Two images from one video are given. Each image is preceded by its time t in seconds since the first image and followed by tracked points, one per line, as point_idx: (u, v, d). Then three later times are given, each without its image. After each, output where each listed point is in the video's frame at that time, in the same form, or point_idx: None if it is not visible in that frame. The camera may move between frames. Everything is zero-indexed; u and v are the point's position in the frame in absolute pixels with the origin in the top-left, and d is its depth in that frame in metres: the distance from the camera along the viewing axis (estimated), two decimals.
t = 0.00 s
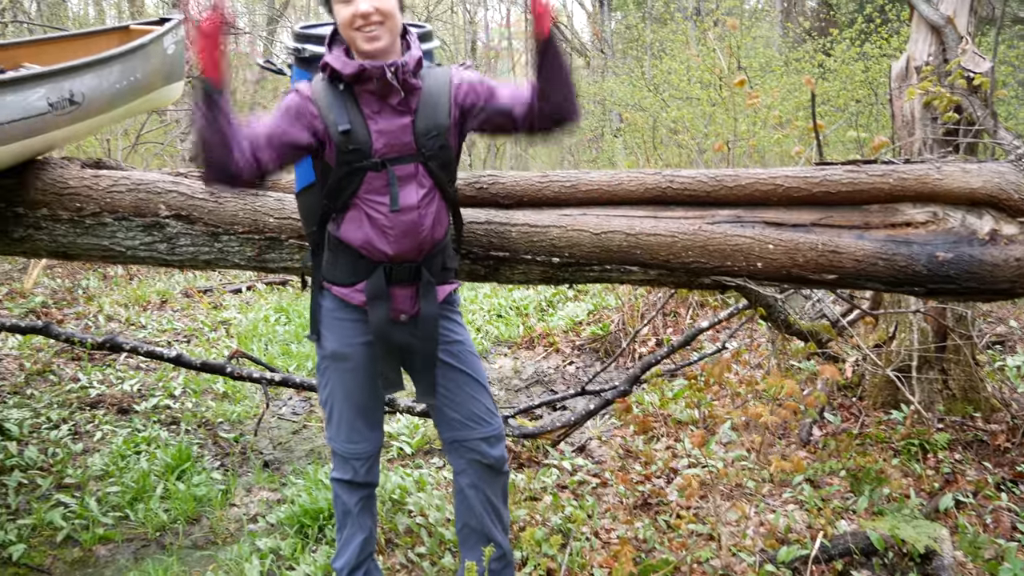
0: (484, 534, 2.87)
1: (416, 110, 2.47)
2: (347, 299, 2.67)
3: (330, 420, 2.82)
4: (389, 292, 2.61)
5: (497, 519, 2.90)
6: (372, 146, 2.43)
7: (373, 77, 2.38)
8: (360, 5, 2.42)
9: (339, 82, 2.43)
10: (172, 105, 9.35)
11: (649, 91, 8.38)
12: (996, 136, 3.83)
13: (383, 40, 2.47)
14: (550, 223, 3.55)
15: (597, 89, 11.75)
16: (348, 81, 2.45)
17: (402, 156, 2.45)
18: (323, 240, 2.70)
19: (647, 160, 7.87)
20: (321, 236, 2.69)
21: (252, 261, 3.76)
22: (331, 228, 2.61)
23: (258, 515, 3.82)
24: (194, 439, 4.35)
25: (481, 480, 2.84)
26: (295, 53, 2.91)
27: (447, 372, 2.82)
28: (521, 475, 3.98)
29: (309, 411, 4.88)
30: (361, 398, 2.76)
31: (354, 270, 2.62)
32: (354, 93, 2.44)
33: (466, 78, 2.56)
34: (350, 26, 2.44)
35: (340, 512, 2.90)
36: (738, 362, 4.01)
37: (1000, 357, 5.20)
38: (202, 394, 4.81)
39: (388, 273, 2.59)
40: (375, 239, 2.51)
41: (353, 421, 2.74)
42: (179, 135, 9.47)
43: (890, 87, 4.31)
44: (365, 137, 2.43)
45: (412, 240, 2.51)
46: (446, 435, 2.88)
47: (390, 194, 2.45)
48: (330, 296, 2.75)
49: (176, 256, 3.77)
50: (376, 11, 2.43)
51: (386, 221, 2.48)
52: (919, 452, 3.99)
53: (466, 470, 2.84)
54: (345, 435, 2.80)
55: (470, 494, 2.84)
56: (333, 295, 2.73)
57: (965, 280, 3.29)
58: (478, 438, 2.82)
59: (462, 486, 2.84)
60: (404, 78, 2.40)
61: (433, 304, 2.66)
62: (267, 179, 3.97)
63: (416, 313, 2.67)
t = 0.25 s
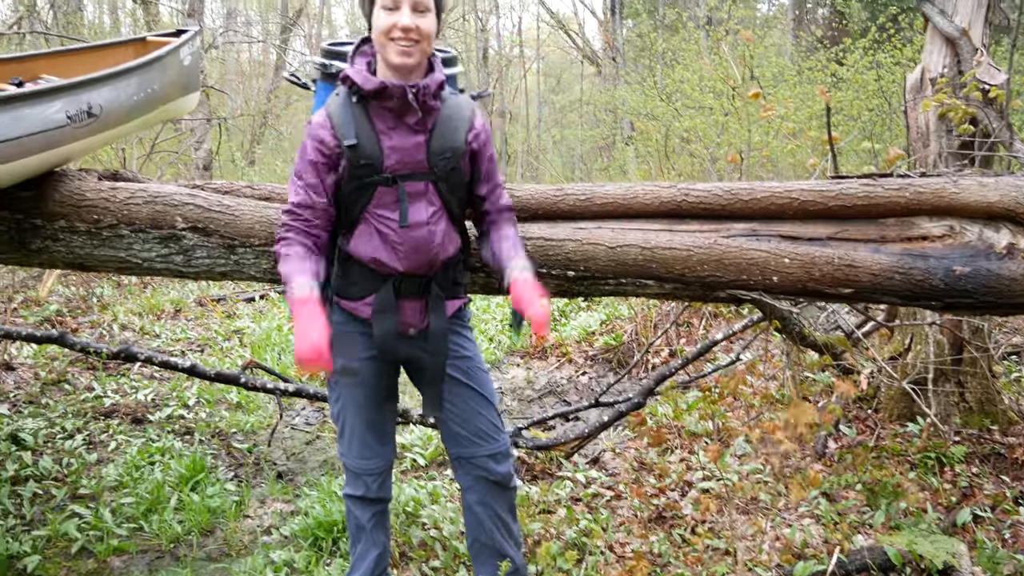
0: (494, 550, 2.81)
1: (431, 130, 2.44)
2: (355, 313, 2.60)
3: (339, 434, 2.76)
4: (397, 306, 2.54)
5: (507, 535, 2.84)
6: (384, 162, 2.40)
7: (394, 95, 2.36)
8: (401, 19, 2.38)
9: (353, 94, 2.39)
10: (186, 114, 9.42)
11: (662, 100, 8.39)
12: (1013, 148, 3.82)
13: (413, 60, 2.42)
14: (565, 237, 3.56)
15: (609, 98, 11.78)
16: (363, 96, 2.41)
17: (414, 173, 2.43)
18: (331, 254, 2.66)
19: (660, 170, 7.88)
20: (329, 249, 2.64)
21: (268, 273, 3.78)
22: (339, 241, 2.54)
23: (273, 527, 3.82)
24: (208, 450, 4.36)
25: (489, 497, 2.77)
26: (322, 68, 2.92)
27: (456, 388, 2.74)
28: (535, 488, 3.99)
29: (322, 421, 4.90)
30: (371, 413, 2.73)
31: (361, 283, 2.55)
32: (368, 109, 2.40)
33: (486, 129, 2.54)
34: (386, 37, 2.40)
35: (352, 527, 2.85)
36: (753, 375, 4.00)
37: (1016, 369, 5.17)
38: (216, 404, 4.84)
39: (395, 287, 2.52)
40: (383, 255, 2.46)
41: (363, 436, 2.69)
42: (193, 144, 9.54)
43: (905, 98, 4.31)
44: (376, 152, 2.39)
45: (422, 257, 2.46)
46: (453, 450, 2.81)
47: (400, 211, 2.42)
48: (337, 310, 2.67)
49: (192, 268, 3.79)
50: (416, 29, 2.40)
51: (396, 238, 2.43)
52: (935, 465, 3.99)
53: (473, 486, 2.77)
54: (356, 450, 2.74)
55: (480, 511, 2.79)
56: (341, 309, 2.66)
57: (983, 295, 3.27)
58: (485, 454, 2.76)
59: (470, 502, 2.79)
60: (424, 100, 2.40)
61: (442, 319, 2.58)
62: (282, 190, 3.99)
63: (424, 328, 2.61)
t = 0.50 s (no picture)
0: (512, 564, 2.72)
1: (456, 154, 2.46)
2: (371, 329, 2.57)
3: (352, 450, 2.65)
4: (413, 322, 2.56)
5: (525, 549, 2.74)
6: (406, 183, 2.40)
7: (425, 119, 2.37)
8: (428, 42, 2.38)
9: (381, 114, 2.39)
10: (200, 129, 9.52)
11: (673, 114, 8.41)
12: None
13: (442, 82, 2.42)
14: (579, 253, 3.55)
15: (620, 110, 11.82)
16: (391, 115, 2.41)
17: (436, 195, 2.44)
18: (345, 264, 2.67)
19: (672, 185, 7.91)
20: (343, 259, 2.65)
21: (281, 288, 3.78)
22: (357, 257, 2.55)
23: (284, 543, 3.79)
24: (220, 464, 4.36)
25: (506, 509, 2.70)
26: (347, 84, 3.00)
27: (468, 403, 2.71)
28: (548, 504, 3.98)
29: (334, 435, 4.91)
30: (386, 428, 2.63)
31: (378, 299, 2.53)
32: (395, 129, 2.41)
33: (508, 154, 2.55)
34: (412, 61, 2.40)
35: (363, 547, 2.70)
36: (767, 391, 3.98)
37: None
38: (228, 417, 4.87)
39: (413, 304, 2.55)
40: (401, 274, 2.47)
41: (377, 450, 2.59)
42: (206, 158, 9.62)
43: (919, 113, 4.31)
44: (399, 173, 2.40)
45: (439, 277, 2.50)
46: (468, 464, 2.75)
47: (422, 231, 2.44)
48: (352, 326, 2.64)
49: (206, 283, 3.79)
50: (442, 52, 2.39)
51: (415, 257, 2.46)
52: (952, 482, 3.94)
53: (489, 499, 2.70)
54: (369, 465, 2.63)
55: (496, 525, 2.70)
56: (355, 325, 2.62)
57: (1001, 310, 3.22)
58: (499, 467, 2.70)
59: (485, 515, 2.71)
60: (455, 126, 2.41)
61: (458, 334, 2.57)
62: (296, 206, 4.01)
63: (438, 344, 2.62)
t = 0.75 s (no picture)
0: None
1: (474, 181, 2.47)
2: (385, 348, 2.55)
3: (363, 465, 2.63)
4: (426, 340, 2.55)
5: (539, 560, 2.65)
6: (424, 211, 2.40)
7: (447, 144, 2.37)
8: (440, 68, 2.37)
9: (399, 136, 2.37)
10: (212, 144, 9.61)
11: (682, 129, 8.44)
12: None
13: (458, 104, 2.43)
14: (588, 268, 3.55)
15: (629, 125, 11.86)
16: (409, 137, 2.39)
17: (453, 222, 2.47)
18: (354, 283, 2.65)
19: (681, 200, 7.95)
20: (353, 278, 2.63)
21: (291, 303, 3.79)
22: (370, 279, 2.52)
23: (292, 559, 3.77)
24: (228, 478, 4.36)
25: (521, 520, 2.62)
26: (352, 101, 2.98)
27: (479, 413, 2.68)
28: (558, 521, 3.96)
29: (342, 450, 4.92)
30: (399, 443, 2.61)
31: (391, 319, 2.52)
32: (414, 153, 2.38)
33: (521, 174, 2.59)
34: (427, 87, 2.39)
35: (374, 562, 2.64)
36: (777, 407, 3.96)
37: None
38: (236, 432, 4.89)
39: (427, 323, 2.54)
40: (418, 300, 2.47)
41: (391, 464, 2.56)
42: (217, 172, 9.69)
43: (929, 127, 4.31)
44: (418, 201, 2.38)
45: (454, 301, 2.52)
46: (481, 476, 2.68)
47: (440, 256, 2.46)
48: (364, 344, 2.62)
49: (215, 298, 3.80)
50: (456, 75, 2.39)
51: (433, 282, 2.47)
52: (965, 499, 3.89)
53: (503, 510, 2.63)
54: (380, 480, 2.59)
55: (510, 537, 2.62)
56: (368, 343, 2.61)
57: (1014, 326, 3.18)
58: (512, 477, 2.63)
59: (499, 527, 2.64)
60: (476, 151, 2.42)
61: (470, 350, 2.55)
62: (306, 220, 4.03)
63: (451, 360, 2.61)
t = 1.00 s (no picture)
0: None
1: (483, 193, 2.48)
2: (392, 362, 2.49)
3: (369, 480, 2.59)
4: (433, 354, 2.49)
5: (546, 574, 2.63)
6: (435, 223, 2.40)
7: (454, 157, 2.39)
8: (446, 84, 2.36)
9: (408, 150, 2.38)
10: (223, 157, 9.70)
11: (690, 141, 8.46)
12: None
13: (465, 120, 2.42)
14: (597, 280, 3.54)
15: (636, 137, 11.88)
16: (417, 150, 2.40)
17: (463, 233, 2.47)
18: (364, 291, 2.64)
19: (690, 213, 7.97)
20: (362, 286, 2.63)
21: (300, 315, 3.79)
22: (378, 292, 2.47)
23: (300, 571, 3.76)
24: (237, 491, 4.36)
25: (527, 536, 2.59)
26: (356, 115, 2.96)
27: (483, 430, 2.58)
28: (566, 534, 3.94)
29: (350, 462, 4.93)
30: (405, 459, 2.57)
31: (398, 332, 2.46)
32: (422, 166, 2.39)
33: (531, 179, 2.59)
34: (434, 103, 2.39)
35: None
36: (787, 420, 3.95)
37: None
38: (245, 444, 4.90)
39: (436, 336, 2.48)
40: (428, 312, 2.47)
41: (397, 480, 2.54)
42: (228, 184, 9.76)
43: (940, 140, 4.37)
44: (429, 214, 2.39)
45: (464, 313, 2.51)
46: (487, 492, 2.64)
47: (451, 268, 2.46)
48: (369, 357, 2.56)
49: (224, 310, 3.81)
50: (462, 91, 2.38)
51: (442, 295, 2.48)
52: (977, 514, 3.86)
53: (509, 526, 2.59)
54: (387, 496, 2.57)
55: (516, 553, 2.59)
56: (374, 357, 2.54)
57: None
58: (518, 493, 2.58)
59: (505, 543, 2.60)
60: (483, 163, 2.44)
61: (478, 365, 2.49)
62: (314, 233, 4.04)
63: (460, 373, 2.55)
